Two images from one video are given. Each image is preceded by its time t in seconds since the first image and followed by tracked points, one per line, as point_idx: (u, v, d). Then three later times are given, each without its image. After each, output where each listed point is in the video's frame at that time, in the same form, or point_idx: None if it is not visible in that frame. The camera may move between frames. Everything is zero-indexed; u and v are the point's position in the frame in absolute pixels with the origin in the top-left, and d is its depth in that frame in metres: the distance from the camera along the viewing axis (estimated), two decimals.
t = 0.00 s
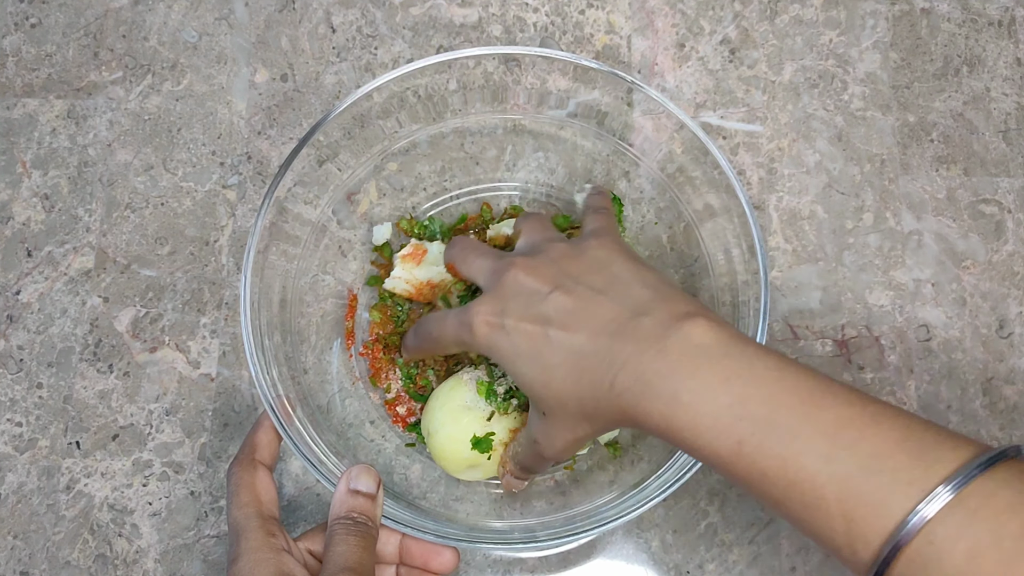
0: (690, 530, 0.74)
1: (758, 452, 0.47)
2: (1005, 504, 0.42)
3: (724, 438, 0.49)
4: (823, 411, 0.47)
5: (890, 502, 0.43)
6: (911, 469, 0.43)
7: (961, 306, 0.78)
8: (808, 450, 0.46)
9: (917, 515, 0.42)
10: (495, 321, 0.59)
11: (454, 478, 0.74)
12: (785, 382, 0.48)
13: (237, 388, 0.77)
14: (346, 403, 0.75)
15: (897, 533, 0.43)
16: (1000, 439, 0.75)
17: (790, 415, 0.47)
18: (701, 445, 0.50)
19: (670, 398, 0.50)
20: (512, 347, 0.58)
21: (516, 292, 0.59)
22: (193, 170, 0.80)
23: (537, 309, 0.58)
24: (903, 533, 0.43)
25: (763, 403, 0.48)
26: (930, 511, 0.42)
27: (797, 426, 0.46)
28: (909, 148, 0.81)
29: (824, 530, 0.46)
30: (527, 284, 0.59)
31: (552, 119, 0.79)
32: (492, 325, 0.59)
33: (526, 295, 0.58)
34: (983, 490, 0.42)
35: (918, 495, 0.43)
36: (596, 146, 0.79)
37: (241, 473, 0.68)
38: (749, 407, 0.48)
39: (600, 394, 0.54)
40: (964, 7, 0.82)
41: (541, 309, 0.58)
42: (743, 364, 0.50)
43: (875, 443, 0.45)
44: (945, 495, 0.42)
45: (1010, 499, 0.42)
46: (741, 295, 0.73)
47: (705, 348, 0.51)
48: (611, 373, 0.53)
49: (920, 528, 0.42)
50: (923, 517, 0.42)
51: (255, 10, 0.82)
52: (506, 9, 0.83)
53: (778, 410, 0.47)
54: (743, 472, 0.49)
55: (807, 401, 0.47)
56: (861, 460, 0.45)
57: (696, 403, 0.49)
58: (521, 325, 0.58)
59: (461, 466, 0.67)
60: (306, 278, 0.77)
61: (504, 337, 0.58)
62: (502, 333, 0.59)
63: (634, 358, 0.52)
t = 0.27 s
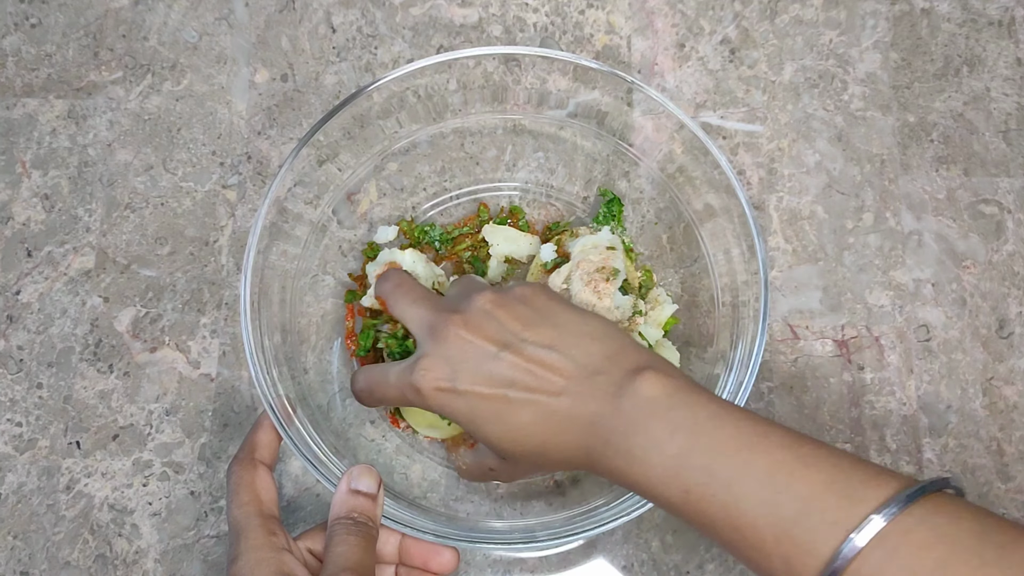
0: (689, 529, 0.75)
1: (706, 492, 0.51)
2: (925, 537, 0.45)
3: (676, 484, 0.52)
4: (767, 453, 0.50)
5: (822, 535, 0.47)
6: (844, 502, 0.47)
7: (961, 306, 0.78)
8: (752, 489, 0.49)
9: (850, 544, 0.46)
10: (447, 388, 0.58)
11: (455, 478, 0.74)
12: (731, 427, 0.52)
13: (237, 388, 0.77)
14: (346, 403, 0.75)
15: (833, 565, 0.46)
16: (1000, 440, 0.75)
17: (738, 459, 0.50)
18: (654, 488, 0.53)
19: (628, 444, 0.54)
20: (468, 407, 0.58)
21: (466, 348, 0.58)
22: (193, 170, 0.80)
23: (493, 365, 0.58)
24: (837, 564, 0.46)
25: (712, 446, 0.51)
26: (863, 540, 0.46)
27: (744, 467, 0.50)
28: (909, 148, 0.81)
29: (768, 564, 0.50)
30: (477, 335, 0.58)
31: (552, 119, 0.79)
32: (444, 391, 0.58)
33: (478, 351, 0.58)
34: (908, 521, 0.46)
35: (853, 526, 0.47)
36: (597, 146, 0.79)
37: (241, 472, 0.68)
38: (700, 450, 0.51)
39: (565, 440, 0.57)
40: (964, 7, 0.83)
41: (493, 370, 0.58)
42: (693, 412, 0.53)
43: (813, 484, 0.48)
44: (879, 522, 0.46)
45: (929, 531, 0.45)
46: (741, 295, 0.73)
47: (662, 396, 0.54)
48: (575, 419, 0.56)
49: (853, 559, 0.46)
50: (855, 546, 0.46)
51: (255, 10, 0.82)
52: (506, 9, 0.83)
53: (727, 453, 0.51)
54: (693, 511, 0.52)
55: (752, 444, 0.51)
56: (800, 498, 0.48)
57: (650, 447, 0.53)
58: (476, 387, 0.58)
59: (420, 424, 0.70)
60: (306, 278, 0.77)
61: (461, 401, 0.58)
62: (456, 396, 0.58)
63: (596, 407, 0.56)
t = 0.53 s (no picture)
0: (690, 529, 0.74)
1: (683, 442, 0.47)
2: (925, 505, 0.41)
3: (662, 415, 0.47)
4: (760, 409, 0.46)
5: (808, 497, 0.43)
6: (835, 465, 0.43)
7: (961, 305, 0.78)
8: (739, 441, 0.45)
9: (827, 513, 0.42)
10: (457, 274, 0.56)
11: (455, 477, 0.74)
12: (723, 381, 0.48)
13: (237, 388, 0.77)
14: (346, 403, 0.75)
15: (811, 530, 0.42)
16: (1000, 439, 0.75)
17: (728, 412, 0.46)
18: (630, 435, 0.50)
19: (606, 392, 0.50)
20: (470, 304, 0.55)
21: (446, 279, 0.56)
22: (193, 170, 0.80)
23: (472, 301, 0.55)
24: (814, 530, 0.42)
25: (701, 396, 0.47)
26: (840, 511, 0.41)
27: (731, 417, 0.46)
28: (909, 148, 0.81)
29: (745, 527, 0.45)
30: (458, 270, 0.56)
31: (552, 119, 0.79)
32: (451, 275, 0.56)
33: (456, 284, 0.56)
34: (903, 490, 0.42)
35: (838, 492, 0.42)
36: (597, 146, 0.79)
37: (241, 473, 0.68)
38: (686, 399, 0.47)
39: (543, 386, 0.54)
40: (964, 7, 0.83)
41: (503, 276, 0.56)
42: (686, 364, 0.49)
43: (805, 444, 0.44)
44: (859, 496, 0.41)
45: (930, 499, 0.41)
46: (741, 294, 0.73)
47: (655, 346, 0.51)
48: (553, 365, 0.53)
49: (831, 526, 0.42)
50: (831, 518, 0.42)
51: (255, 10, 0.82)
52: (506, 10, 0.83)
53: (717, 405, 0.47)
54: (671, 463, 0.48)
55: (746, 400, 0.47)
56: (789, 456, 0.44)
57: (631, 392, 0.49)
58: (480, 283, 0.55)
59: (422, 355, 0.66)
60: (306, 278, 0.77)
61: (462, 289, 0.55)
62: (460, 284, 0.55)
63: (578, 347, 0.53)
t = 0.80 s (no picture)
0: (690, 529, 0.74)
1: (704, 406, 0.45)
2: (952, 476, 0.39)
3: (683, 376, 0.46)
4: (787, 378, 0.44)
5: (832, 466, 0.40)
6: (859, 431, 0.41)
7: (961, 305, 0.78)
8: (764, 408, 0.43)
9: (847, 483, 0.40)
10: (491, 235, 0.56)
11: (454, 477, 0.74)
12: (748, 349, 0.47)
13: (237, 388, 0.76)
14: (346, 403, 0.75)
15: (834, 498, 0.40)
16: (1000, 439, 0.75)
17: (752, 378, 0.44)
18: (649, 400, 0.48)
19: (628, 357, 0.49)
20: (495, 266, 0.56)
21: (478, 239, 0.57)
22: (193, 170, 0.80)
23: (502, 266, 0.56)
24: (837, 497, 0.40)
25: (726, 362, 0.46)
26: (859, 482, 0.39)
27: (758, 383, 0.44)
28: (909, 148, 0.81)
29: (768, 495, 0.43)
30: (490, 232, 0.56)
31: (552, 119, 0.79)
32: (483, 235, 0.57)
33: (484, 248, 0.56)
34: (931, 460, 0.40)
35: (864, 459, 0.40)
36: (597, 146, 0.79)
37: (241, 473, 0.68)
38: (710, 363, 0.46)
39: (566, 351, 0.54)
40: (964, 7, 0.83)
41: (533, 241, 0.57)
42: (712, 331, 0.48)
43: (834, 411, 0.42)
44: (879, 466, 0.39)
45: (958, 471, 0.39)
46: (741, 294, 0.73)
47: (681, 315, 0.50)
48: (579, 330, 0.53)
49: (852, 495, 0.40)
50: (852, 488, 0.40)
51: (255, 10, 0.82)
52: (506, 10, 0.83)
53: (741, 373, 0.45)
54: (694, 429, 0.46)
55: (773, 370, 0.45)
56: (815, 423, 0.42)
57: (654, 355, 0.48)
58: (511, 246, 0.56)
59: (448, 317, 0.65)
60: (306, 278, 0.77)
61: (493, 250, 0.56)
62: (491, 246, 0.56)
63: (601, 309, 0.52)
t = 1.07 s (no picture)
0: (689, 529, 0.74)
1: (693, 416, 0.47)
2: (930, 478, 0.40)
3: (673, 390, 0.47)
4: (771, 390, 0.46)
5: (814, 473, 0.42)
6: (841, 438, 0.42)
7: (961, 305, 0.78)
8: (749, 420, 0.45)
9: (832, 486, 0.41)
10: (498, 243, 0.56)
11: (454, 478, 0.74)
12: (737, 363, 0.49)
13: (237, 388, 0.76)
14: (346, 403, 0.75)
15: (819, 502, 0.41)
16: (1000, 439, 0.75)
17: (736, 390, 0.46)
18: (641, 412, 0.50)
19: (623, 370, 0.51)
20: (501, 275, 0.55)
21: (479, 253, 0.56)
22: (193, 170, 0.80)
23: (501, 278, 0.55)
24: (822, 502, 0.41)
25: (714, 375, 0.47)
26: (845, 485, 0.40)
27: (742, 396, 0.46)
28: (909, 148, 0.81)
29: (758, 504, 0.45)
30: (492, 244, 0.56)
31: (552, 119, 0.79)
32: (492, 241, 0.56)
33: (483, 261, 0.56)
34: (912, 463, 0.40)
35: (845, 464, 0.41)
36: (596, 146, 0.79)
37: (241, 474, 0.68)
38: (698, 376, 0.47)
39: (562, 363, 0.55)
40: (964, 7, 0.83)
41: (541, 249, 0.57)
42: (704, 347, 0.50)
43: (814, 418, 0.44)
44: (866, 468, 0.40)
45: (935, 473, 0.40)
46: (741, 295, 0.73)
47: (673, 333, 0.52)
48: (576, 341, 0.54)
49: (837, 500, 0.41)
50: (837, 491, 0.40)
51: (255, 10, 0.82)
52: (506, 10, 0.83)
53: (727, 385, 0.47)
54: (684, 440, 0.48)
55: (761, 382, 0.47)
56: (797, 431, 0.43)
57: (647, 368, 0.49)
58: (516, 255, 0.55)
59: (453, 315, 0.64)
60: (306, 278, 0.77)
61: (497, 260, 0.55)
62: (497, 253, 0.56)
63: (596, 327, 0.54)
